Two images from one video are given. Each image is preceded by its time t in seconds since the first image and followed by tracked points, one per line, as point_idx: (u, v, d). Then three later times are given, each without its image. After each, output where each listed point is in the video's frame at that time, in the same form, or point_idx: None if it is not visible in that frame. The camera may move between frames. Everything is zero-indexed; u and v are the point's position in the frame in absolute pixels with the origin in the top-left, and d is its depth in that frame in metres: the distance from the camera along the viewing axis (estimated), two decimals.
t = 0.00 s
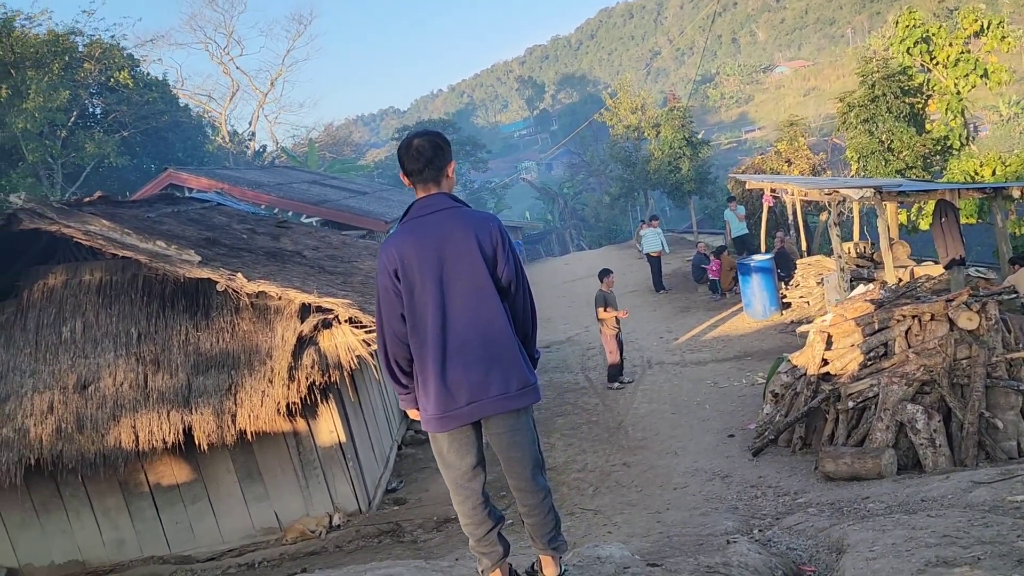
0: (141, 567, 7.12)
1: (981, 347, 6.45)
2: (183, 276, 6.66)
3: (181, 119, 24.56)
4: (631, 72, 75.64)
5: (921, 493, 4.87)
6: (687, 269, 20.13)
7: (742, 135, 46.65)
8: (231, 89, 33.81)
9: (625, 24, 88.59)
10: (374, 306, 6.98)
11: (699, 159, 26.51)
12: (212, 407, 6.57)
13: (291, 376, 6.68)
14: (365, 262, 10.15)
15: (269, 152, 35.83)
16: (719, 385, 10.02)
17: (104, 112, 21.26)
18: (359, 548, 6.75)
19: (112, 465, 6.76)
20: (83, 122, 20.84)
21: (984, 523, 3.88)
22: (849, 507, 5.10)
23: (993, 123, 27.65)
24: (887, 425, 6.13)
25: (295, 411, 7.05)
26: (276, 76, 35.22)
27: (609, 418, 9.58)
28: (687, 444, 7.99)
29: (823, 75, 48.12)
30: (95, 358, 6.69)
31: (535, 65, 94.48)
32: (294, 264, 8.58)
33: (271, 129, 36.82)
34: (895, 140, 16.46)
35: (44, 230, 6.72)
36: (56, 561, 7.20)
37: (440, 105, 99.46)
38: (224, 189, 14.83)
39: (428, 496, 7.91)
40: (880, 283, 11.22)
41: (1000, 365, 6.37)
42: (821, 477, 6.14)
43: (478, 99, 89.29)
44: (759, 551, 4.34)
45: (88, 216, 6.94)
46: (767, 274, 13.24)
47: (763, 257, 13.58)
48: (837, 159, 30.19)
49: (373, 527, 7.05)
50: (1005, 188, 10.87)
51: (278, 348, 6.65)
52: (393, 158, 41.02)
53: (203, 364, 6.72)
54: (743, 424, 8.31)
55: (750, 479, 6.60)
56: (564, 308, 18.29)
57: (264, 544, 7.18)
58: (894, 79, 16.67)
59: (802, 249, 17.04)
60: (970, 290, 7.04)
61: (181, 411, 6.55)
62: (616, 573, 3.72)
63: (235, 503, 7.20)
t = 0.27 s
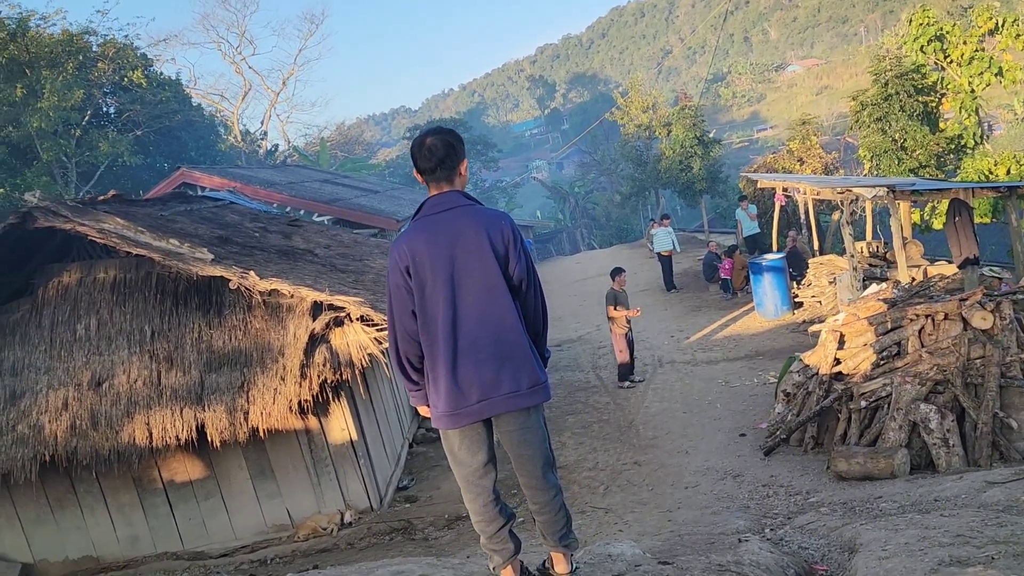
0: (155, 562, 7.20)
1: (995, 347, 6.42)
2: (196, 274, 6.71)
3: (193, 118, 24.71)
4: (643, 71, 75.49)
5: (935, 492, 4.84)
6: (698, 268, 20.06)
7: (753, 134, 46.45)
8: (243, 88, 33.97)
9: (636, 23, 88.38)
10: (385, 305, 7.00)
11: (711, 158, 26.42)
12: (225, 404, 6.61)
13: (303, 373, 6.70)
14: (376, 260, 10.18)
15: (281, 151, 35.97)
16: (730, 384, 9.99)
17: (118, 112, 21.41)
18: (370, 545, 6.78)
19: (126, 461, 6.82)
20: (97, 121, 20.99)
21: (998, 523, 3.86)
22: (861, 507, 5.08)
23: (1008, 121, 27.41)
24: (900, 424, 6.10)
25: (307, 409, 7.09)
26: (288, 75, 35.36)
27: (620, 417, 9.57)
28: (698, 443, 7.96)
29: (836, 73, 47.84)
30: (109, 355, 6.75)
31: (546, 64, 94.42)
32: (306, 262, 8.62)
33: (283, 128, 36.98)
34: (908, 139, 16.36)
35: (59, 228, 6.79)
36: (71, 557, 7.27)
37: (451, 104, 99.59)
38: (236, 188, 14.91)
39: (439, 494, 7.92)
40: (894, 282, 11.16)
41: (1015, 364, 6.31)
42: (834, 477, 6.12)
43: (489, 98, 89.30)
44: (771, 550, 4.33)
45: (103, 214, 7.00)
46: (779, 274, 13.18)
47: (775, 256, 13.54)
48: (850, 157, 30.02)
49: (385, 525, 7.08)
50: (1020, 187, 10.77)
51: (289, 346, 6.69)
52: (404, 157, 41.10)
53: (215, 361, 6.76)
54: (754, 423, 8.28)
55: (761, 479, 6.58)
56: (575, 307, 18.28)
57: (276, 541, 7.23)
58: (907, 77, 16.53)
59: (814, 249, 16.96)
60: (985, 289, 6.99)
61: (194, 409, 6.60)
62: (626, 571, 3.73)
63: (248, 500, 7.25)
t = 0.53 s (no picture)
0: (164, 557, 7.25)
1: (1005, 348, 6.39)
2: (206, 271, 6.74)
3: (203, 116, 24.79)
4: (652, 70, 75.31)
5: (944, 493, 4.83)
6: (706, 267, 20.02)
7: (763, 133, 46.29)
8: (253, 86, 34.05)
9: (645, 21, 88.17)
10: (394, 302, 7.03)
11: (720, 157, 26.35)
12: (235, 400, 6.64)
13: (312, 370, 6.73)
14: (384, 258, 10.20)
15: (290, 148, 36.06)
16: (738, 384, 9.98)
17: (129, 109, 21.51)
18: (378, 542, 6.80)
19: (137, 456, 6.87)
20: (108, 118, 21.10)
21: (1008, 523, 3.85)
22: (870, 507, 5.07)
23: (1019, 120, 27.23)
24: (910, 424, 6.08)
25: (315, 405, 7.12)
26: (298, 73, 35.44)
27: (628, 416, 9.57)
28: (706, 443, 7.95)
29: (847, 71, 47.60)
30: (120, 351, 6.80)
31: (555, 62, 94.30)
32: (315, 259, 8.65)
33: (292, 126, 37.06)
34: (919, 138, 16.27)
35: (71, 225, 6.84)
36: (82, 551, 7.33)
37: (459, 102, 99.58)
38: (245, 185, 14.96)
39: (447, 492, 7.94)
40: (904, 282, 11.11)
41: None
42: (842, 477, 6.11)
43: (497, 97, 89.25)
44: (780, 550, 4.33)
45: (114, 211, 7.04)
46: (788, 273, 13.15)
47: (784, 255, 13.50)
48: (860, 157, 29.88)
49: (393, 522, 7.11)
50: None
51: (299, 343, 6.72)
52: (413, 155, 41.14)
53: (225, 358, 6.80)
54: (763, 422, 8.26)
55: (770, 478, 6.57)
56: (583, 305, 18.27)
57: (285, 537, 7.26)
58: (918, 76, 16.41)
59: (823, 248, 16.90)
60: (995, 289, 6.96)
61: (204, 405, 6.63)
62: (635, 569, 3.74)
63: (257, 496, 7.28)
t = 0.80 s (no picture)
0: (168, 551, 7.27)
1: (1011, 348, 6.36)
2: (211, 266, 6.75)
3: (208, 111, 24.82)
4: (656, 67, 75.16)
5: (949, 493, 4.82)
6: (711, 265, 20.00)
7: (767, 131, 46.24)
8: (258, 82, 34.05)
9: (650, 18, 88.00)
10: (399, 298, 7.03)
11: (724, 155, 26.30)
12: (239, 395, 6.65)
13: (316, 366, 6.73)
14: (389, 254, 10.21)
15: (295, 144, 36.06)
16: (742, 382, 9.97)
17: (134, 104, 21.54)
18: (382, 538, 6.81)
19: (141, 451, 6.88)
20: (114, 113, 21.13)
21: (1013, 524, 3.85)
22: (874, 506, 5.07)
23: None
24: (914, 424, 6.07)
25: (320, 401, 7.13)
26: (303, 69, 35.45)
27: (632, 413, 9.58)
28: (709, 441, 7.95)
29: (853, 70, 47.46)
30: (125, 346, 6.81)
31: (560, 59, 94.16)
32: (320, 255, 8.66)
33: (297, 121, 37.05)
34: (924, 138, 16.25)
35: (77, 220, 6.86)
36: (86, 545, 7.36)
37: (464, 99, 99.50)
38: (250, 181, 14.97)
39: (451, 488, 7.95)
40: (908, 281, 11.10)
41: None
42: (846, 476, 6.10)
43: (502, 93, 89.13)
44: (784, 548, 4.33)
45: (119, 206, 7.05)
46: (792, 272, 13.13)
47: (790, 254, 13.48)
48: (865, 156, 29.82)
49: (396, 518, 7.11)
50: None
51: (303, 339, 6.72)
52: (417, 152, 41.12)
53: (230, 353, 6.81)
54: (767, 421, 8.26)
55: (774, 477, 6.56)
56: (586, 303, 18.26)
57: (288, 532, 7.28)
58: (924, 75, 16.32)
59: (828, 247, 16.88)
60: (1001, 289, 6.95)
61: (209, 400, 6.64)
62: (639, 567, 3.74)
63: (260, 491, 7.30)
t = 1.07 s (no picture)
0: (165, 547, 7.20)
1: (1009, 348, 6.37)
2: (209, 262, 6.74)
3: (206, 106, 24.76)
4: (656, 66, 75.08)
5: (946, 492, 4.83)
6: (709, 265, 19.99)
7: (767, 131, 46.27)
8: (256, 78, 33.96)
9: (650, 17, 87.92)
10: (398, 295, 7.03)
11: (724, 154, 26.28)
12: (237, 391, 6.62)
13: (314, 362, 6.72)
14: (388, 251, 10.20)
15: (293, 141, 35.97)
16: (740, 381, 9.97)
17: (132, 99, 21.48)
18: (379, 535, 6.81)
19: (138, 447, 6.87)
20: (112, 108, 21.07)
21: (1011, 523, 3.85)
22: (872, 505, 5.08)
23: None
24: (912, 424, 6.08)
25: (317, 398, 7.12)
26: (301, 65, 35.35)
27: (630, 412, 9.57)
28: (707, 439, 7.95)
29: (852, 70, 47.47)
30: (123, 341, 6.80)
31: (560, 57, 94.02)
32: (318, 251, 8.64)
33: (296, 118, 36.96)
34: (924, 137, 16.23)
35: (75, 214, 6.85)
36: (83, 540, 7.35)
37: (463, 97, 99.33)
38: (249, 177, 14.94)
39: (448, 485, 7.95)
40: (907, 281, 11.09)
41: None
42: (845, 476, 6.11)
43: (501, 91, 88.97)
44: (782, 547, 4.34)
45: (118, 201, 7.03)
46: (791, 271, 13.14)
47: (788, 253, 13.47)
48: (864, 155, 29.84)
49: (394, 514, 7.09)
50: None
51: (302, 335, 6.71)
52: (416, 149, 41.06)
53: (227, 349, 6.79)
54: (765, 420, 8.26)
55: (771, 476, 6.57)
56: (584, 301, 18.24)
57: (285, 529, 7.28)
58: (924, 75, 16.31)
59: (827, 247, 16.88)
60: (1000, 290, 6.96)
61: (206, 396, 6.62)
62: (637, 564, 3.75)
63: (258, 487, 7.30)
